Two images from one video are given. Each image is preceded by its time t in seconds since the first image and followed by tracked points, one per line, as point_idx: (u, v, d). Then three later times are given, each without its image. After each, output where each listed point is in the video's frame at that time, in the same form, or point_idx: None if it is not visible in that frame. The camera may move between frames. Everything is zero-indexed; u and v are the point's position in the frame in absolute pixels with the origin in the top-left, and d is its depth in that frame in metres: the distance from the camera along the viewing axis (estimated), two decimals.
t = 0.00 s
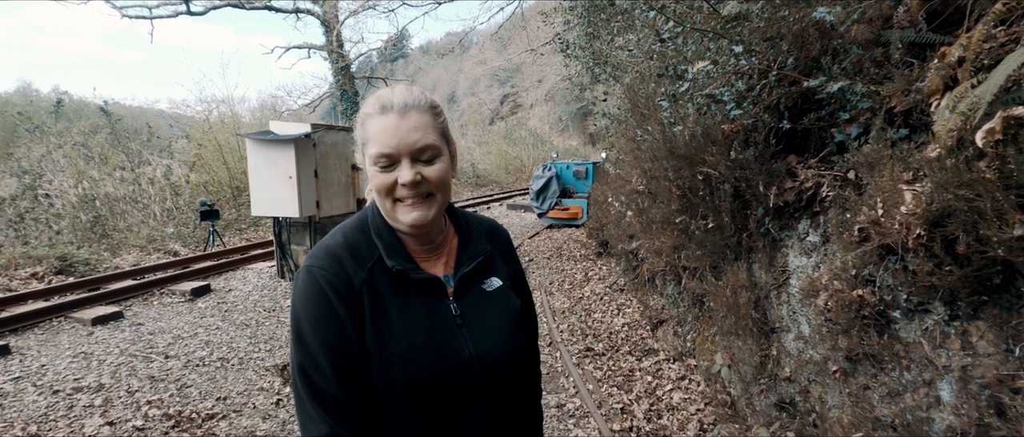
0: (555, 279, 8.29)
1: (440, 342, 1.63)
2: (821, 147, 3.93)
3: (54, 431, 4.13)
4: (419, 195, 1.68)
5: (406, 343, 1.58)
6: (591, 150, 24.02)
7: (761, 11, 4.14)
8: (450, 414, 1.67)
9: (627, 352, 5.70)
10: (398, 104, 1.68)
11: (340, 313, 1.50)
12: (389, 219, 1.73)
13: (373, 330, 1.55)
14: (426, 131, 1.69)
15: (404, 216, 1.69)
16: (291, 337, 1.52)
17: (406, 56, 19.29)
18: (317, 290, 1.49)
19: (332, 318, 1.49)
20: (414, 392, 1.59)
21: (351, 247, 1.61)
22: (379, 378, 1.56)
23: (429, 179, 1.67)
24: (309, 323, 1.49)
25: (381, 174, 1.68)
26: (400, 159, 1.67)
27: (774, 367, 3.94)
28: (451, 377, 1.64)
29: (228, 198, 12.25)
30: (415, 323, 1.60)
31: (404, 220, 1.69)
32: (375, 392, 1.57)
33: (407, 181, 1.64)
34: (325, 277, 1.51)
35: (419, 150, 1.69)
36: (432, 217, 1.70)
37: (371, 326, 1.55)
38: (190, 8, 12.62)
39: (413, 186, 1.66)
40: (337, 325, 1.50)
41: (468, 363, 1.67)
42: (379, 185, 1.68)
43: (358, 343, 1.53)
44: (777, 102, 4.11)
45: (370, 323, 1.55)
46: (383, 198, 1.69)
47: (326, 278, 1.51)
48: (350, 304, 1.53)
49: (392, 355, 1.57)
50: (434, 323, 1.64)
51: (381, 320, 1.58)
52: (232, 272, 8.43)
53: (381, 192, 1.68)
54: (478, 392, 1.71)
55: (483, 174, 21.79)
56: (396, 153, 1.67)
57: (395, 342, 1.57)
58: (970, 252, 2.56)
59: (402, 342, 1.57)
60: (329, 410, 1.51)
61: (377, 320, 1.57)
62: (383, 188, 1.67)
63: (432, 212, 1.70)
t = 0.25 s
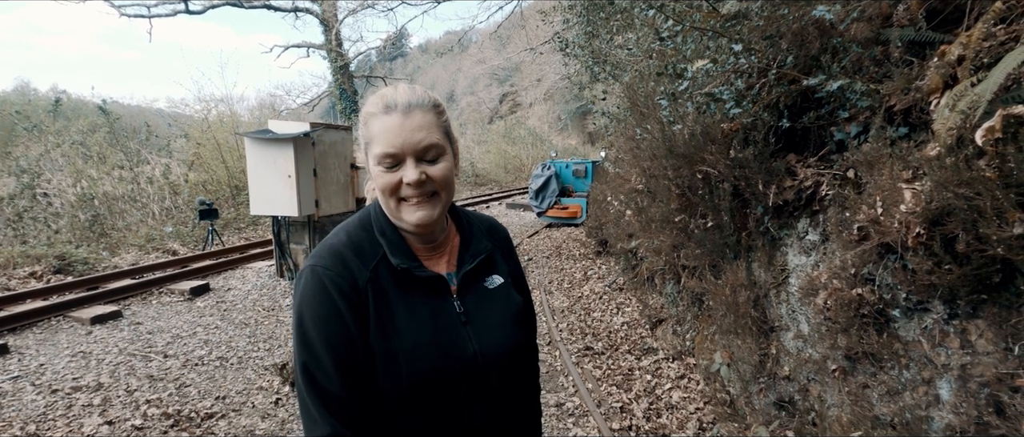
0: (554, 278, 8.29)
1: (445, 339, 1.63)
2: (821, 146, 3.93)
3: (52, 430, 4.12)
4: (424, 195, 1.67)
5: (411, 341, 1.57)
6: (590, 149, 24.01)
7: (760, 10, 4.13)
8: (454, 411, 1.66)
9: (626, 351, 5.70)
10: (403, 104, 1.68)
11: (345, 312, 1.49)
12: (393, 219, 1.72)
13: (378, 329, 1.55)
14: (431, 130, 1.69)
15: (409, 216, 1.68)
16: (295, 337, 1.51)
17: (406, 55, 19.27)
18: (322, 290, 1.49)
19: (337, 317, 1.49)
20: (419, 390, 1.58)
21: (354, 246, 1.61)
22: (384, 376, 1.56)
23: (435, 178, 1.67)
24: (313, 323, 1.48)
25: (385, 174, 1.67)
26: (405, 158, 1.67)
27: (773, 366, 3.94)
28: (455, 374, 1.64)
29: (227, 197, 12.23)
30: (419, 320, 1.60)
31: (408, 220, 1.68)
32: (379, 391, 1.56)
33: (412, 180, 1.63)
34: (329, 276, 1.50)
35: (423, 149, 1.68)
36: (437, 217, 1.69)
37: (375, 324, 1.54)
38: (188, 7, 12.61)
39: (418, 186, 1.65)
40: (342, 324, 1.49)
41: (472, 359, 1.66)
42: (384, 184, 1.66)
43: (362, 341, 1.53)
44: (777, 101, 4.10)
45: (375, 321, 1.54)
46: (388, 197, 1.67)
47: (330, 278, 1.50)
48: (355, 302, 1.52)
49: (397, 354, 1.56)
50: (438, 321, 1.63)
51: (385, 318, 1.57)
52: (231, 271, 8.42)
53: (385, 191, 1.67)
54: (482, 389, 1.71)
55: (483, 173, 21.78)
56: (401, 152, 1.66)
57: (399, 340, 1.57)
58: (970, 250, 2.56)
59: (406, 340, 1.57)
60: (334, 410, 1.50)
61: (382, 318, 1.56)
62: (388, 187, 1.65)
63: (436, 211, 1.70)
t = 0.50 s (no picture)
0: (557, 277, 8.29)
1: (448, 337, 1.62)
2: (825, 146, 3.91)
3: (56, 429, 4.13)
4: (427, 193, 1.67)
5: (413, 339, 1.58)
6: (593, 149, 23.99)
7: (765, 9, 4.17)
8: (457, 410, 1.66)
9: (629, 351, 5.69)
10: (407, 102, 1.67)
11: (347, 309, 1.50)
12: (398, 217, 1.72)
13: (381, 326, 1.55)
14: (435, 127, 1.68)
15: (413, 213, 1.68)
16: (298, 334, 1.52)
17: (408, 55, 19.29)
18: (324, 287, 1.50)
19: (339, 314, 1.50)
20: (421, 388, 1.58)
21: (358, 243, 1.61)
22: (386, 374, 1.56)
23: (439, 176, 1.67)
24: (315, 320, 1.49)
25: (389, 172, 1.67)
26: (409, 156, 1.67)
27: (777, 366, 3.93)
28: (458, 372, 1.63)
29: (230, 197, 12.26)
30: (422, 318, 1.60)
31: (412, 217, 1.68)
32: (381, 388, 1.57)
33: (416, 177, 1.63)
34: (332, 273, 1.51)
35: (427, 147, 1.68)
36: (441, 214, 1.70)
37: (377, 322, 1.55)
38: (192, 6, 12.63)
39: (422, 183, 1.65)
40: (344, 321, 1.50)
41: (475, 358, 1.66)
42: (388, 182, 1.67)
43: (364, 339, 1.53)
44: (781, 101, 4.09)
45: (377, 319, 1.55)
46: (392, 195, 1.68)
47: (333, 275, 1.51)
48: (357, 300, 1.53)
49: (399, 351, 1.56)
50: (441, 319, 1.63)
51: (388, 316, 1.58)
52: (234, 270, 8.44)
53: (390, 189, 1.67)
54: (485, 388, 1.70)
55: (485, 173, 21.79)
56: (406, 150, 1.66)
57: (401, 337, 1.57)
58: (976, 250, 2.54)
59: (408, 337, 1.57)
60: (335, 406, 1.52)
61: (384, 315, 1.57)
62: (392, 185, 1.66)
63: (440, 208, 1.70)
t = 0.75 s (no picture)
0: (560, 278, 8.28)
1: (451, 337, 1.61)
2: (831, 146, 3.89)
3: (61, 428, 4.14)
4: (436, 193, 1.68)
5: (416, 338, 1.57)
6: (596, 149, 23.97)
7: (770, 8, 4.09)
8: (460, 411, 1.64)
9: (633, 351, 5.67)
10: (420, 101, 1.68)
11: (350, 308, 1.51)
12: (405, 216, 1.72)
13: (384, 326, 1.55)
14: (446, 126, 1.69)
15: (421, 212, 1.68)
16: (302, 331, 1.53)
17: (412, 55, 19.30)
18: (328, 285, 1.50)
19: (341, 312, 1.50)
20: (423, 389, 1.57)
21: (364, 241, 1.62)
22: (388, 374, 1.55)
23: (449, 175, 1.67)
24: (319, 318, 1.50)
25: (400, 170, 1.67)
26: (420, 155, 1.67)
27: (782, 367, 3.92)
28: (461, 373, 1.62)
29: (234, 197, 12.28)
30: (426, 318, 1.60)
31: (420, 217, 1.68)
32: (383, 388, 1.56)
33: (427, 176, 1.64)
34: (336, 271, 1.52)
35: (438, 146, 1.68)
36: (450, 214, 1.70)
37: (380, 321, 1.55)
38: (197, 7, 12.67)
39: (431, 182, 1.65)
40: (347, 319, 1.51)
41: (479, 358, 1.65)
42: (398, 181, 1.67)
43: (367, 338, 1.53)
44: (787, 101, 4.08)
45: (380, 318, 1.55)
46: (402, 193, 1.68)
47: (337, 273, 1.52)
48: (361, 299, 1.53)
49: (401, 351, 1.56)
50: (445, 319, 1.62)
51: (391, 315, 1.57)
52: (238, 270, 8.46)
53: (399, 187, 1.67)
54: (488, 389, 1.69)
55: (488, 173, 21.83)
56: (416, 148, 1.66)
57: (404, 337, 1.57)
58: (984, 251, 2.52)
59: (412, 337, 1.56)
60: (336, 405, 1.52)
61: (387, 315, 1.57)
62: (401, 183, 1.66)
63: (448, 209, 1.70)
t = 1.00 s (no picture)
0: (565, 276, 8.27)
1: (452, 336, 1.60)
2: (839, 143, 3.86)
3: (68, 425, 4.15)
4: (464, 198, 1.67)
5: (415, 337, 1.56)
6: (600, 148, 23.91)
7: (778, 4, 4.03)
8: (460, 411, 1.63)
9: (638, 350, 5.65)
10: (466, 104, 1.70)
11: (350, 305, 1.53)
12: (425, 214, 1.70)
13: (384, 324, 1.56)
14: (485, 134, 1.71)
15: (444, 214, 1.67)
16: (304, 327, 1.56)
17: (416, 54, 19.29)
18: (329, 282, 1.53)
19: (340, 309, 1.52)
20: (422, 387, 1.56)
21: (368, 238, 1.62)
22: (386, 372, 1.56)
23: (480, 182, 1.68)
24: (320, 314, 1.52)
25: (433, 167, 1.67)
26: (456, 155, 1.67)
27: (789, 367, 3.90)
28: (461, 372, 1.60)
29: (239, 195, 12.31)
30: (426, 317, 1.58)
31: (442, 217, 1.67)
32: (383, 385, 1.57)
33: (461, 178, 1.63)
34: (338, 269, 1.54)
35: (474, 152, 1.69)
36: (471, 221, 1.69)
37: (380, 319, 1.55)
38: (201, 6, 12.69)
39: (463, 186, 1.64)
40: (346, 316, 1.53)
41: (479, 358, 1.63)
42: (430, 178, 1.66)
43: (366, 335, 1.55)
44: (795, 98, 4.04)
45: (380, 315, 1.55)
46: (429, 191, 1.67)
47: (338, 270, 1.54)
48: (361, 296, 1.54)
49: (401, 349, 1.56)
50: (446, 317, 1.61)
51: (391, 313, 1.57)
52: (243, 268, 8.48)
53: (428, 184, 1.67)
54: (488, 389, 1.67)
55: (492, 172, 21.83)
56: (455, 149, 1.67)
57: (404, 335, 1.56)
58: (997, 249, 2.48)
59: (411, 335, 1.56)
60: (334, 400, 1.55)
61: (387, 312, 1.57)
62: (432, 179, 1.66)
63: (471, 215, 1.69)
